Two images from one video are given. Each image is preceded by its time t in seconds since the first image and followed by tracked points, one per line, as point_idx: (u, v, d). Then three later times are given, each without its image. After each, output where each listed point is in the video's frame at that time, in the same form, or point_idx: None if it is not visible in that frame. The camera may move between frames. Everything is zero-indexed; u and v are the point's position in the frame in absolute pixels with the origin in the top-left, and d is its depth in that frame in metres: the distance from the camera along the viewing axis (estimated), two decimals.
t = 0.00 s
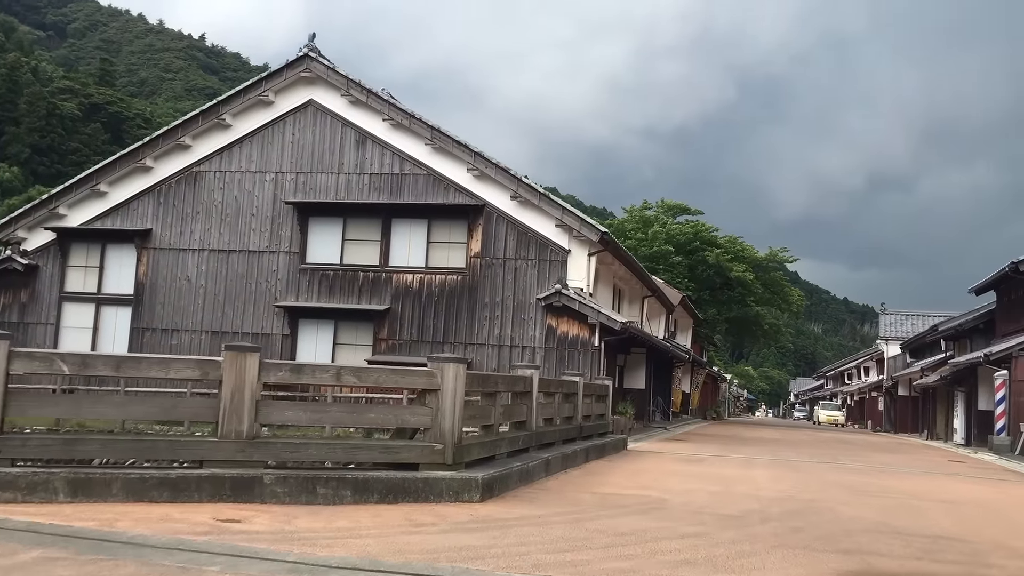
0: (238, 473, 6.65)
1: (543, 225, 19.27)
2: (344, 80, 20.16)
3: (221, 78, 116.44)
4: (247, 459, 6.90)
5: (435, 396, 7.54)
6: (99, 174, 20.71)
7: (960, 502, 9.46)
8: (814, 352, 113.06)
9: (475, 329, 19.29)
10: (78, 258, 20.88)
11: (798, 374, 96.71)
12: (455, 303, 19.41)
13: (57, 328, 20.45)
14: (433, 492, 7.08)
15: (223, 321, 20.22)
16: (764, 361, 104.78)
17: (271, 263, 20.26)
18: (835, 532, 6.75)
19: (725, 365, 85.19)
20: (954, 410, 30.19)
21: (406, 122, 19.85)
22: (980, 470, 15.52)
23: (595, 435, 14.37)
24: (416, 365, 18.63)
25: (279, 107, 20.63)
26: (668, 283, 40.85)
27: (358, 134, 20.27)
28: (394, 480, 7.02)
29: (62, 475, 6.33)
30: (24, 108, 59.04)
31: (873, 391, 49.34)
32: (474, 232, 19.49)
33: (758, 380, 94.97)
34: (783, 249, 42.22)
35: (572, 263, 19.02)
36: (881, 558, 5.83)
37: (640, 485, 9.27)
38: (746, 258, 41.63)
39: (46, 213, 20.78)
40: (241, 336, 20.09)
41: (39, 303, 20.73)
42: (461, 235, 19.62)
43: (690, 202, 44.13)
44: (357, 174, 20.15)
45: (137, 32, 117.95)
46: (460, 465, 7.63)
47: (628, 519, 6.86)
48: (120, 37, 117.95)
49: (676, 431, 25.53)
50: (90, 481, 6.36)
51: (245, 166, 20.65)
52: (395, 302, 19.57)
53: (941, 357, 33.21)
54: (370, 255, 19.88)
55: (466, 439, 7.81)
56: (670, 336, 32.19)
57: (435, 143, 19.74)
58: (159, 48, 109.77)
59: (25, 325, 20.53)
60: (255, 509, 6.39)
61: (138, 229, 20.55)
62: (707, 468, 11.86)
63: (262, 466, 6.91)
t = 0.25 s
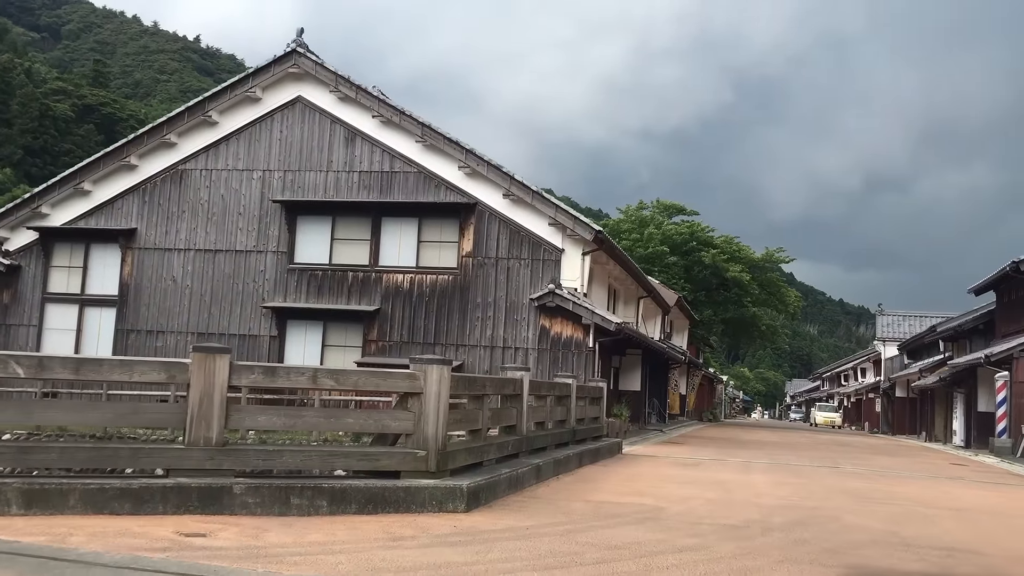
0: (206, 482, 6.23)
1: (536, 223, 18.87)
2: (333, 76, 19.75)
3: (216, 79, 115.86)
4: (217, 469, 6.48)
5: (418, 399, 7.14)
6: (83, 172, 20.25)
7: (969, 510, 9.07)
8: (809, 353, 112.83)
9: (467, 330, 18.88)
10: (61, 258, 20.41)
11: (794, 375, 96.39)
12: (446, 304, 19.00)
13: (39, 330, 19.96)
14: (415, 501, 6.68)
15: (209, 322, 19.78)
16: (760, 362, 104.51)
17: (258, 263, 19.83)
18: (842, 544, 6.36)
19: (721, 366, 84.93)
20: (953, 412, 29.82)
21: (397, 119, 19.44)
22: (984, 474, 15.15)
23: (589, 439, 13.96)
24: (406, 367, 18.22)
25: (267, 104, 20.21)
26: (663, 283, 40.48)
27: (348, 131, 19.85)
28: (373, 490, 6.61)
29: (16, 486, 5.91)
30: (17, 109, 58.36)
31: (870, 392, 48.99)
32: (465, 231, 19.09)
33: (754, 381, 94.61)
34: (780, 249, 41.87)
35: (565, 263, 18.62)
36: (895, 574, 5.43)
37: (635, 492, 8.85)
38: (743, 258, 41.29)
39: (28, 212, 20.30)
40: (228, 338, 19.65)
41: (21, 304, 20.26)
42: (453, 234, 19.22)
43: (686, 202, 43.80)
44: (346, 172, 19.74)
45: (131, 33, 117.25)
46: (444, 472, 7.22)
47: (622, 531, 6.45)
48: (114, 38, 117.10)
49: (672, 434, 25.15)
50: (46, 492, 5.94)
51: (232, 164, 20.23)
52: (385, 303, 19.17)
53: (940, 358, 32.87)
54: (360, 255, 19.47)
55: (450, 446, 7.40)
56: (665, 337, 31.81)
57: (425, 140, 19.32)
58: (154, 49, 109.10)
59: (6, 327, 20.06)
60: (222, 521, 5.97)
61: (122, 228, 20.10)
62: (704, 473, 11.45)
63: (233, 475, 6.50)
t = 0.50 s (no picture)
0: (178, 488, 5.92)
1: (531, 221, 18.56)
2: (325, 72, 19.44)
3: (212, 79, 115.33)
4: (190, 473, 6.17)
5: (403, 400, 6.83)
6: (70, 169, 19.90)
7: (976, 515, 8.77)
8: (807, 353, 112.59)
9: (461, 330, 18.57)
10: (49, 257, 20.07)
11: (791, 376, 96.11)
12: (439, 303, 18.69)
13: (26, 329, 19.62)
14: (400, 507, 6.37)
15: (199, 322, 19.45)
16: (758, 362, 104.25)
17: (249, 262, 19.51)
18: (848, 552, 6.05)
19: (718, 367, 84.69)
20: (953, 412, 29.54)
21: (390, 115, 19.13)
22: (986, 476, 14.85)
23: (585, 441, 13.66)
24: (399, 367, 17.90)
25: (258, 100, 19.90)
26: (661, 282, 40.18)
27: (340, 127, 19.54)
28: (356, 496, 6.29)
29: None
30: (12, 109, 57.76)
31: (869, 392, 48.72)
32: (460, 228, 18.78)
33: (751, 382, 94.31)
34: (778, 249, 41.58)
35: (561, 261, 18.32)
36: None
37: (631, 496, 8.54)
38: (740, 258, 41.00)
39: (14, 210, 19.95)
40: (218, 338, 19.32)
41: (8, 304, 19.90)
42: (447, 232, 18.91)
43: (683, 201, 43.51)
44: (338, 169, 19.43)
45: (128, 33, 116.68)
46: (430, 477, 6.90)
47: (616, 539, 6.14)
48: (110, 37, 116.45)
49: (670, 435, 24.85)
50: (8, 499, 5.63)
51: (222, 161, 19.90)
52: (377, 302, 18.85)
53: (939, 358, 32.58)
54: (352, 253, 19.15)
55: (437, 449, 7.09)
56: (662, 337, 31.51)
57: (419, 137, 19.02)
58: (151, 49, 108.54)
59: None
60: (194, 530, 5.66)
61: (110, 226, 19.76)
62: (702, 476, 11.14)
63: (207, 481, 6.18)
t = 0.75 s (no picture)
0: (148, 493, 5.60)
1: (526, 217, 18.25)
2: (317, 65, 19.12)
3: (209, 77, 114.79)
4: (161, 478, 5.85)
5: (388, 400, 6.51)
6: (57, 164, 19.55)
7: (985, 520, 8.46)
8: (804, 353, 112.34)
9: (455, 328, 18.25)
10: (36, 253, 19.72)
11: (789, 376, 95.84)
12: (433, 301, 18.38)
13: (13, 327, 19.27)
14: (383, 513, 6.06)
15: (189, 320, 19.12)
16: (755, 362, 103.99)
17: (239, 259, 19.17)
18: (855, 561, 5.74)
19: (716, 366, 84.43)
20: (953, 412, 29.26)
21: (383, 109, 18.80)
22: (990, 478, 14.56)
23: (580, 441, 13.34)
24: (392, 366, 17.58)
25: (248, 94, 19.58)
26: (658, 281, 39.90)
27: (332, 122, 19.22)
28: (337, 500, 5.98)
29: None
30: (7, 107, 57.20)
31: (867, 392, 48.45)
32: (454, 225, 18.46)
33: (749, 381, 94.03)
34: (776, 247, 41.29)
35: (557, 259, 18.00)
36: None
37: (626, 500, 8.22)
38: (738, 256, 40.70)
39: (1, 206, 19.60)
40: (208, 336, 18.98)
41: None
42: (440, 228, 18.60)
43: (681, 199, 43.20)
44: (330, 164, 19.11)
45: (124, 31, 116.09)
46: (416, 481, 6.59)
47: (610, 546, 5.82)
48: (106, 35, 115.84)
49: (667, 435, 24.54)
50: None
51: (212, 156, 19.57)
52: (370, 299, 18.53)
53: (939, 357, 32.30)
54: (344, 250, 18.82)
55: (423, 451, 6.77)
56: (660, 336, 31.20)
57: (412, 132, 18.70)
58: (148, 47, 107.91)
59: None
60: (164, 537, 5.33)
61: (98, 222, 19.42)
62: (699, 478, 10.82)
63: (179, 485, 5.86)
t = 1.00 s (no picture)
0: (121, 497, 5.34)
1: (523, 213, 17.99)
2: (310, 59, 18.85)
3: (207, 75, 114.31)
4: (137, 480, 5.58)
5: (374, 400, 6.24)
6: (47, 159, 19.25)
7: (993, 522, 8.21)
8: (803, 351, 112.15)
9: (450, 326, 17.99)
10: (25, 250, 19.44)
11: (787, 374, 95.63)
12: (428, 298, 18.11)
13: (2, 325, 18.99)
14: (369, 517, 5.81)
15: (180, 318, 18.84)
16: (754, 361, 103.81)
17: (231, 255, 18.90)
18: (862, 568, 5.48)
19: (714, 364, 84.21)
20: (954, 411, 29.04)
21: (377, 104, 18.53)
22: (993, 478, 14.32)
23: (577, 441, 13.09)
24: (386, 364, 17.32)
25: (240, 88, 19.30)
26: (656, 279, 39.65)
27: (326, 117, 18.94)
28: (320, 504, 5.72)
29: None
30: (3, 104, 56.71)
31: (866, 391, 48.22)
32: (449, 221, 18.19)
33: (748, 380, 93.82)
34: (775, 245, 41.04)
35: (554, 255, 17.72)
36: None
37: (622, 502, 7.97)
38: (737, 254, 40.44)
39: None
40: (200, 334, 18.70)
41: None
42: (436, 225, 18.33)
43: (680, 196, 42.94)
44: (324, 160, 18.83)
45: (121, 28, 115.58)
46: (404, 483, 6.33)
47: (605, 552, 5.56)
48: (103, 33, 115.32)
49: (665, 434, 24.29)
50: None
51: (204, 151, 19.29)
52: (364, 297, 18.26)
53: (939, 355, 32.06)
54: (338, 246, 18.55)
55: (412, 453, 6.51)
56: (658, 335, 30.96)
57: (407, 127, 18.43)
58: (146, 45, 107.43)
59: None
60: (136, 544, 5.07)
61: (89, 218, 19.14)
62: (697, 479, 10.58)
63: (154, 488, 5.59)
